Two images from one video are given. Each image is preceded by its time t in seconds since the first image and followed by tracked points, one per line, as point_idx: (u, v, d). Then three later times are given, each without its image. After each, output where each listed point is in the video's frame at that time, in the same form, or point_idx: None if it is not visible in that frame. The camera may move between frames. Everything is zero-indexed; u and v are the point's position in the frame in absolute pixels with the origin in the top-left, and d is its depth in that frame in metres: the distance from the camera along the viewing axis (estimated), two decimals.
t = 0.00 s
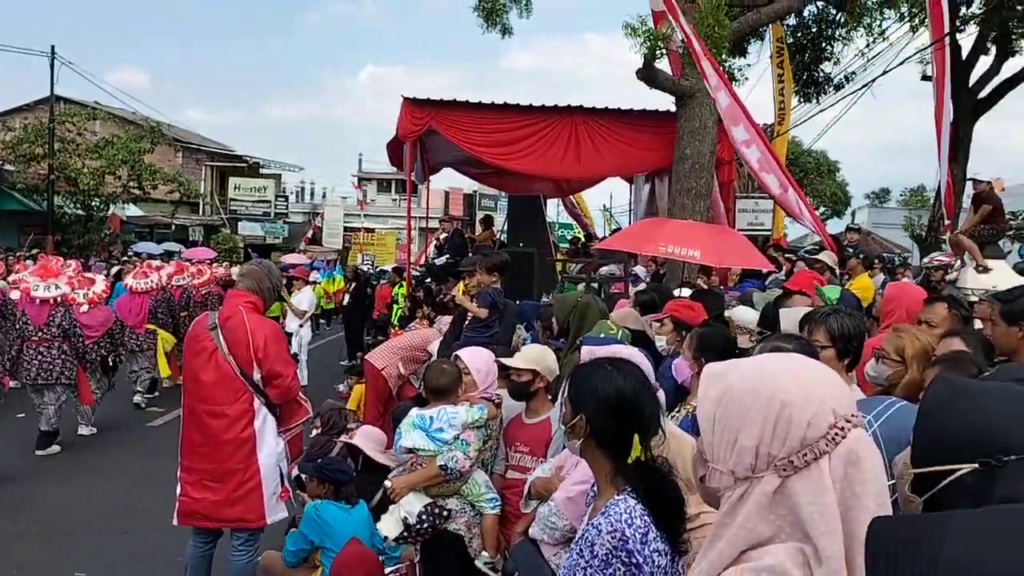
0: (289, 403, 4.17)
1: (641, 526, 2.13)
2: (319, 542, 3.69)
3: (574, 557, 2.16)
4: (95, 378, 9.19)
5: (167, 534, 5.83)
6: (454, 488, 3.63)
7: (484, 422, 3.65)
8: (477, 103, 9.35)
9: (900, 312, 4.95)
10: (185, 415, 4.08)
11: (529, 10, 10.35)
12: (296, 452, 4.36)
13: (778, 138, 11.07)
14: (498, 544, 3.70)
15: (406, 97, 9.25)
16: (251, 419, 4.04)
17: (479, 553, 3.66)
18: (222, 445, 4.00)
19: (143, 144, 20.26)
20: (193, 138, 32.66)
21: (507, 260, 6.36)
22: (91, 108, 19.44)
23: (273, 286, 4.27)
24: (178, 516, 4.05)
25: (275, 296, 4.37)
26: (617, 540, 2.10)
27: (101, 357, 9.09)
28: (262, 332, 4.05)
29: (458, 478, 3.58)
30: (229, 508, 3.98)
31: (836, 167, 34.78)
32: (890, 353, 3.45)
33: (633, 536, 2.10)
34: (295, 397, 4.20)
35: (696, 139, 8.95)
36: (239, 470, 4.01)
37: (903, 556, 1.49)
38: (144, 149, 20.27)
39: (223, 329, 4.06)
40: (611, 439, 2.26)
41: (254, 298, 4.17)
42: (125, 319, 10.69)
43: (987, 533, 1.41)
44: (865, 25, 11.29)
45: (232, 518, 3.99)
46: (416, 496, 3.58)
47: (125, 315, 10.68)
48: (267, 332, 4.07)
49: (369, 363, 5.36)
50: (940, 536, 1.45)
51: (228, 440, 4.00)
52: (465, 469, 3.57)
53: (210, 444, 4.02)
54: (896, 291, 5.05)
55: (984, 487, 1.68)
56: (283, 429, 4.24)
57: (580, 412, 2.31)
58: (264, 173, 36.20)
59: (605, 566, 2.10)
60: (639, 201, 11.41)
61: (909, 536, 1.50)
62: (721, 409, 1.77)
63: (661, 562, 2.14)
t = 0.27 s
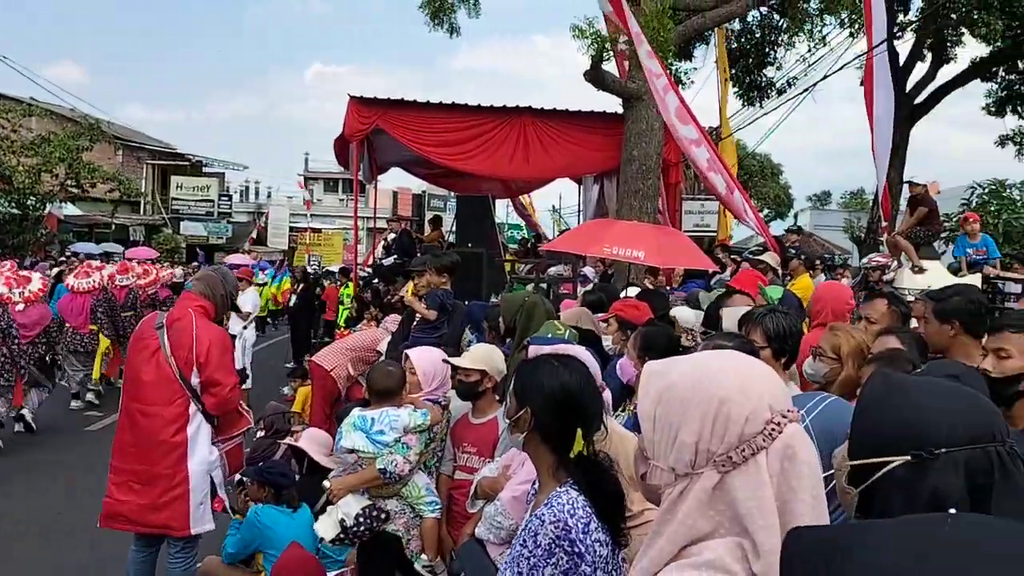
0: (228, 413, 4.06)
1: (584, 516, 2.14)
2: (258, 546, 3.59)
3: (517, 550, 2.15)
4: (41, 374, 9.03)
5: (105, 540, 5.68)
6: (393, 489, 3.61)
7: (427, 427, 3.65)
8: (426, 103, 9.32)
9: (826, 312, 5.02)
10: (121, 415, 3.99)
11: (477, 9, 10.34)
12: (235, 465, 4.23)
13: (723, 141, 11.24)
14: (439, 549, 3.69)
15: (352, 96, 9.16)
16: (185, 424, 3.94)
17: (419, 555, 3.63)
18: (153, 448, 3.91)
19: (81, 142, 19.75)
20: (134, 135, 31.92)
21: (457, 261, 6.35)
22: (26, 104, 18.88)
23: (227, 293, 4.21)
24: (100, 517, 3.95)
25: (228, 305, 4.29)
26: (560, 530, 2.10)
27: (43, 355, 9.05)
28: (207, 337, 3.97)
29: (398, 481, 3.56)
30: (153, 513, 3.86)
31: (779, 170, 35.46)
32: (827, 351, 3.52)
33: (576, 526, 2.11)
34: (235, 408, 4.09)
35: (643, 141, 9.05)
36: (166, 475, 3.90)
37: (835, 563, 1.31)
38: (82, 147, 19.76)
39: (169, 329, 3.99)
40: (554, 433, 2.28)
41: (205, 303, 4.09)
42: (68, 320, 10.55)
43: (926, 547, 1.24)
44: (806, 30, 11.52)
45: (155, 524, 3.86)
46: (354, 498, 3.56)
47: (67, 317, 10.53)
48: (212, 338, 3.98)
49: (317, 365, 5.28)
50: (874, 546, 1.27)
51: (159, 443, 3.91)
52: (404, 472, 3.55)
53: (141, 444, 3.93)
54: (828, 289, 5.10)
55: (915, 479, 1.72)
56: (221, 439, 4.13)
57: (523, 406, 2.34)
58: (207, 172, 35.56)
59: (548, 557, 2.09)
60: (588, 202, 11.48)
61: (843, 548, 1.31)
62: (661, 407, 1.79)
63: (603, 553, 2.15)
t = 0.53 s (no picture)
0: (172, 417, 3.94)
1: (542, 505, 2.17)
2: (214, 550, 3.52)
3: (475, 539, 2.18)
4: None
5: (58, 544, 5.56)
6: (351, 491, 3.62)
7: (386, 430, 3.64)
8: (388, 102, 9.28)
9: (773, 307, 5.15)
10: (66, 413, 3.95)
11: (439, 8, 10.31)
12: (184, 474, 4.10)
13: (684, 142, 11.34)
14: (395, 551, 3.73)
15: (312, 94, 9.10)
16: (124, 424, 3.86)
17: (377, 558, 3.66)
18: (91, 447, 3.85)
19: (34, 138, 19.32)
20: (88, 133, 31.32)
21: (420, 261, 6.32)
22: None
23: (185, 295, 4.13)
24: (36, 517, 3.92)
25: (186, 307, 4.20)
26: (518, 518, 2.13)
27: None
28: (153, 337, 3.88)
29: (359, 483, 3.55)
30: (84, 515, 3.80)
31: (738, 171, 35.89)
32: (783, 349, 3.58)
33: (534, 514, 2.14)
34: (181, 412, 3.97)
35: (605, 141, 9.08)
36: (100, 476, 3.83)
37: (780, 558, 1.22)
38: (35, 144, 19.34)
39: (119, 326, 3.93)
40: (514, 424, 2.32)
41: (159, 303, 4.02)
42: (29, 321, 10.46)
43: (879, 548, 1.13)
44: (765, 33, 11.67)
45: (85, 526, 3.80)
46: (317, 511, 3.56)
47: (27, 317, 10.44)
48: (159, 338, 3.89)
49: (277, 365, 5.24)
50: (827, 546, 1.16)
51: (95, 443, 3.84)
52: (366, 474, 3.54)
53: (78, 443, 3.87)
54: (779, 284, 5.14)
55: (867, 472, 1.75)
56: (167, 442, 4.03)
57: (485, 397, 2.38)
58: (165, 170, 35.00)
59: (505, 544, 2.12)
60: (550, 201, 11.50)
61: (794, 544, 1.21)
62: (619, 404, 1.80)
63: (560, 541, 2.18)
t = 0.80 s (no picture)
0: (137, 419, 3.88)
1: (518, 501, 2.17)
2: (186, 557, 3.51)
3: (452, 534, 2.18)
4: None
5: (26, 551, 5.47)
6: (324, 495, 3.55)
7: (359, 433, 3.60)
8: (361, 105, 9.24)
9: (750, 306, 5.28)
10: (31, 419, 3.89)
11: (414, 12, 10.29)
12: (156, 476, 4.02)
13: (658, 146, 11.41)
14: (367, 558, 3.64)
15: (285, 96, 9.05)
16: (88, 427, 3.80)
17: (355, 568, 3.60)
18: (55, 453, 3.79)
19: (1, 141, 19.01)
20: (58, 135, 30.91)
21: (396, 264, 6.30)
22: None
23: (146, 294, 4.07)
24: (5, 526, 3.86)
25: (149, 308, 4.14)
26: (495, 513, 2.14)
27: None
28: (113, 338, 3.82)
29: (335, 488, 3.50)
30: (52, 520, 3.74)
31: (711, 175, 36.15)
32: (754, 350, 3.59)
33: (511, 510, 2.15)
34: (146, 413, 3.91)
35: (579, 144, 9.11)
36: (67, 480, 3.77)
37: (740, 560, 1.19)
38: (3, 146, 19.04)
39: (80, 329, 3.88)
40: (492, 422, 2.33)
41: (120, 304, 3.96)
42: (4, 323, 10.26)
43: (842, 554, 1.11)
44: (737, 38, 11.78)
45: (54, 531, 3.74)
46: (303, 529, 3.50)
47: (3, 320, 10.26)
48: (118, 338, 3.83)
49: (249, 368, 5.18)
50: (790, 552, 1.14)
51: (61, 447, 3.78)
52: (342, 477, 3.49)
53: (43, 448, 3.82)
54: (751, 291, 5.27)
55: (838, 470, 1.77)
56: (135, 445, 3.96)
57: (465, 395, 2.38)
58: (136, 173, 34.61)
59: (481, 538, 2.13)
60: (525, 205, 11.52)
61: (759, 549, 1.18)
62: (595, 404, 1.79)
63: (536, 539, 2.19)
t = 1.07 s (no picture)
0: (126, 429, 3.86)
1: (515, 502, 2.20)
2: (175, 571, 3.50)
3: (449, 533, 2.20)
4: None
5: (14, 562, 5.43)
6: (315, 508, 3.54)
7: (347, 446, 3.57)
8: (351, 113, 9.25)
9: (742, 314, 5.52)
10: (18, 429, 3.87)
11: (405, 21, 10.31)
12: (145, 485, 4.02)
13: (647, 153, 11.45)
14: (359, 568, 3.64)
15: (275, 105, 9.07)
16: (76, 437, 3.78)
17: None
18: (43, 462, 3.77)
19: None
20: (47, 144, 30.78)
21: (387, 272, 6.30)
22: None
23: (135, 303, 4.05)
24: None
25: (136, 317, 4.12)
26: (492, 511, 2.16)
27: None
28: (100, 348, 3.80)
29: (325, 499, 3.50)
30: (40, 531, 3.73)
31: (700, 181, 36.25)
32: (746, 356, 3.60)
33: (507, 509, 2.17)
34: (135, 422, 3.89)
35: (569, 152, 9.13)
36: (56, 491, 3.75)
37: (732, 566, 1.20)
38: None
39: (66, 338, 3.86)
40: (491, 424, 2.36)
41: (107, 312, 3.94)
42: None
43: (832, 561, 1.13)
44: (726, 46, 11.84)
45: (43, 542, 3.72)
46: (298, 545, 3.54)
47: None
48: (106, 348, 3.81)
49: (241, 378, 5.19)
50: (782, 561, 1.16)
51: (49, 457, 3.77)
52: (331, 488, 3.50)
53: (31, 459, 3.80)
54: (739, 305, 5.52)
55: (828, 474, 1.77)
56: (123, 455, 3.95)
57: (464, 396, 2.41)
58: (125, 182, 34.51)
59: (478, 536, 2.15)
60: (515, 212, 11.54)
61: (748, 557, 1.20)
62: (583, 410, 1.80)
63: (531, 541, 2.21)
